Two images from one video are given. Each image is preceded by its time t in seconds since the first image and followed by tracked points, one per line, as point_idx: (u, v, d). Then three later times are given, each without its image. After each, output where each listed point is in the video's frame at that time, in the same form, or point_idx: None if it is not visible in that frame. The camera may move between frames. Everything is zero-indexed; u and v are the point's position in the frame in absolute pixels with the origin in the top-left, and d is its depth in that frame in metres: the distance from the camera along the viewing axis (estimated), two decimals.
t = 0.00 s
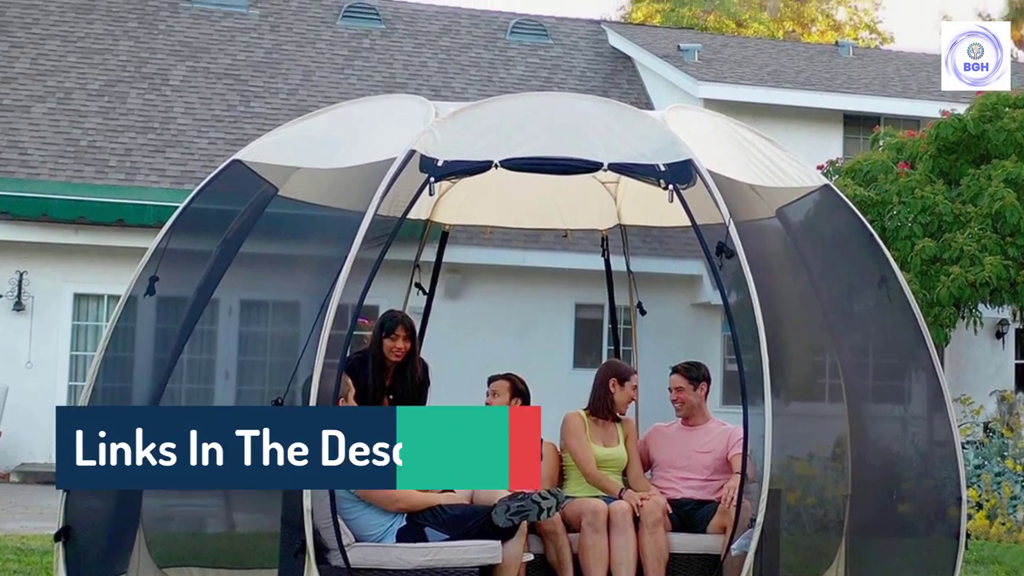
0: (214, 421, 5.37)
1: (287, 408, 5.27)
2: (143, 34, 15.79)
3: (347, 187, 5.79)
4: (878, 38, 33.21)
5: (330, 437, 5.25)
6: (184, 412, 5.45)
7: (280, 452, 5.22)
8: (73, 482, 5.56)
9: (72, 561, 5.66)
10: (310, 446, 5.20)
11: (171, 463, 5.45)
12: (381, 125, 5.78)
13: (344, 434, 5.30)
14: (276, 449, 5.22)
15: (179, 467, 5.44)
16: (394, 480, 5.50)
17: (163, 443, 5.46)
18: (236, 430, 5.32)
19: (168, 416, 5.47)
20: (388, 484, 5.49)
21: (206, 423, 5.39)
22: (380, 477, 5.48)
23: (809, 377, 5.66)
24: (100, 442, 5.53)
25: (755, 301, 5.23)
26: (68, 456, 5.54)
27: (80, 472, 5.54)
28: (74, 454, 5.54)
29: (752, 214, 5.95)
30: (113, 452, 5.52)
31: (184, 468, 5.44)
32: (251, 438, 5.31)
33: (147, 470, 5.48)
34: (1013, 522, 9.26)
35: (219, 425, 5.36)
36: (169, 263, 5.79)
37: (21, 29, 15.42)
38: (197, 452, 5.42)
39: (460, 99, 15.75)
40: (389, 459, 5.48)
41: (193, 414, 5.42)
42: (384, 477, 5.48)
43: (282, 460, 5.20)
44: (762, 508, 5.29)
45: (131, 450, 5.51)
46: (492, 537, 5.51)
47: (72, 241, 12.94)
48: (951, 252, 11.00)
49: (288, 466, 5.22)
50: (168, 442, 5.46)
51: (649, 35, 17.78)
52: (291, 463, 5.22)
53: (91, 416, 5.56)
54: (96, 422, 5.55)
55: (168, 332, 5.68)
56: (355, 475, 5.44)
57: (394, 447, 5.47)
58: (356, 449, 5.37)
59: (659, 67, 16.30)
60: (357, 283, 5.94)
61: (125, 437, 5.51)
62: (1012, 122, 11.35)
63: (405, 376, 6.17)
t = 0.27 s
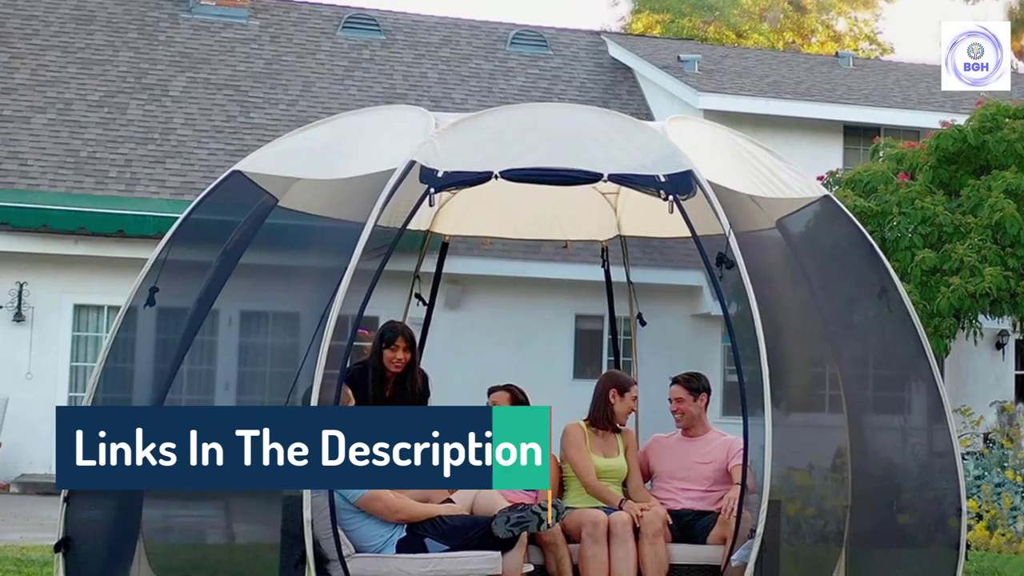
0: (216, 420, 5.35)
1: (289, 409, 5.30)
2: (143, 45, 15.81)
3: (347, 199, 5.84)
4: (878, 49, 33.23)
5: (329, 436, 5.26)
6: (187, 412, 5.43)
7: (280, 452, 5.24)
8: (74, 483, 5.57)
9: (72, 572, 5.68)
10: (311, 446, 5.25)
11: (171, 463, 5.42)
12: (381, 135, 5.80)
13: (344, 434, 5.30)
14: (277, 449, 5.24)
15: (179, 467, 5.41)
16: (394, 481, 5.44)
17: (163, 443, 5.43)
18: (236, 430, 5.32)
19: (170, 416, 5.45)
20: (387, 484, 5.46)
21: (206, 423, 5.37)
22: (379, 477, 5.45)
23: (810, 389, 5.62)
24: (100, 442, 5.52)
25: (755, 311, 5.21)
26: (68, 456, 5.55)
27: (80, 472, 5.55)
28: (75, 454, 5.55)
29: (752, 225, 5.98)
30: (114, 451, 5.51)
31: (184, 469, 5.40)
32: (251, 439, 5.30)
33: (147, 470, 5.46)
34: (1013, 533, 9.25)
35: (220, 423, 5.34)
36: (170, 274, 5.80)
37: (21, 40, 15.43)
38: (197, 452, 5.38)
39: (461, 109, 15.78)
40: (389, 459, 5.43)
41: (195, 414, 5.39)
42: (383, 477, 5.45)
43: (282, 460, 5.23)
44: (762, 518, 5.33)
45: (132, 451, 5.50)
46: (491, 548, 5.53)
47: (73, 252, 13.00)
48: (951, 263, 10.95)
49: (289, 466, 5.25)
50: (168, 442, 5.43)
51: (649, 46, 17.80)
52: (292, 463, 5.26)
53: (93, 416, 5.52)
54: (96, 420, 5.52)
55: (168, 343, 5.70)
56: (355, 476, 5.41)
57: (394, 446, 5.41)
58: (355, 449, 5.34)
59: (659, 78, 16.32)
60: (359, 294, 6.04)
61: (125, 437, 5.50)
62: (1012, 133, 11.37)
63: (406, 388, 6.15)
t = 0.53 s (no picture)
0: (217, 420, 5.32)
1: (288, 408, 5.27)
2: (143, 56, 15.85)
3: (347, 211, 5.83)
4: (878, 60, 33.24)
5: (330, 436, 5.21)
6: (186, 413, 5.37)
7: (280, 452, 5.24)
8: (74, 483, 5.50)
9: None
10: (311, 446, 5.23)
11: (171, 463, 5.36)
12: (382, 145, 5.81)
13: (344, 434, 5.24)
14: (277, 448, 5.23)
15: (179, 467, 5.35)
16: (394, 481, 5.34)
17: (163, 442, 5.37)
18: (236, 430, 5.30)
19: (168, 416, 5.37)
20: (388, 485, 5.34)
21: (207, 423, 5.33)
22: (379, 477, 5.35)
23: (809, 400, 5.61)
24: (100, 443, 5.46)
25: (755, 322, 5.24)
26: (68, 457, 5.49)
27: (80, 472, 5.49)
28: (75, 454, 5.47)
29: (752, 235, 5.92)
30: (113, 452, 5.44)
31: (184, 469, 5.35)
32: (251, 439, 5.27)
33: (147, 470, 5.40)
34: (1013, 543, 9.26)
35: (220, 423, 5.31)
36: (170, 285, 5.83)
37: (21, 51, 15.46)
38: (197, 452, 5.33)
39: (461, 120, 15.80)
40: (389, 459, 5.36)
41: (195, 414, 5.34)
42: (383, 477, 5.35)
43: (283, 460, 5.24)
44: (762, 529, 5.35)
45: (132, 451, 5.44)
46: (492, 559, 5.54)
47: (72, 263, 12.98)
48: (951, 273, 10.95)
49: (288, 466, 5.26)
50: (168, 442, 5.37)
51: (649, 56, 17.84)
52: (291, 463, 5.27)
53: (93, 415, 5.43)
54: (96, 419, 5.44)
55: (168, 353, 5.70)
56: (355, 476, 5.34)
57: (394, 446, 5.34)
58: (355, 449, 5.27)
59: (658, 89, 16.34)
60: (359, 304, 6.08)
61: (125, 437, 5.43)
62: (1013, 143, 11.38)
63: (406, 397, 6.15)
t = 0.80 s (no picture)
0: (218, 419, 5.22)
1: (287, 408, 5.18)
2: (143, 66, 15.87)
3: (347, 220, 5.92)
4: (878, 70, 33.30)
5: (329, 436, 5.14)
6: (185, 413, 5.24)
7: (280, 452, 5.19)
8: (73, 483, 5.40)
9: None
10: (310, 446, 5.17)
11: (171, 463, 5.27)
12: (381, 156, 5.81)
13: (344, 434, 5.16)
14: (277, 449, 5.19)
15: (179, 467, 5.26)
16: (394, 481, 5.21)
17: (163, 443, 5.27)
18: (236, 430, 5.22)
19: (169, 417, 5.25)
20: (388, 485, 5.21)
21: (207, 423, 5.23)
22: (379, 477, 5.22)
23: (809, 410, 5.64)
24: (100, 442, 5.35)
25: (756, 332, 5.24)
26: (68, 456, 5.37)
27: (80, 472, 5.38)
28: (74, 454, 5.36)
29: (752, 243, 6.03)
30: (114, 451, 5.33)
31: (184, 469, 5.26)
32: (251, 439, 5.21)
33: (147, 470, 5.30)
34: (1013, 554, 9.20)
35: (220, 423, 5.22)
36: (169, 295, 5.83)
37: (21, 61, 15.48)
38: (197, 452, 5.25)
39: (461, 130, 15.83)
40: (389, 459, 5.24)
41: (194, 415, 5.22)
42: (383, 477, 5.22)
43: (283, 460, 5.19)
44: (762, 540, 5.34)
45: (132, 451, 5.33)
46: (491, 569, 5.52)
47: (72, 272, 12.98)
48: (951, 284, 10.93)
49: (289, 466, 5.21)
50: (168, 442, 5.27)
51: (649, 67, 17.87)
52: (292, 463, 5.22)
53: (94, 415, 5.29)
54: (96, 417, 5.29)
55: (168, 364, 5.71)
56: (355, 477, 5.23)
57: (394, 446, 5.22)
58: (355, 449, 5.17)
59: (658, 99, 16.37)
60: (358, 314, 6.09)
61: (125, 437, 5.32)
62: (1012, 154, 11.40)
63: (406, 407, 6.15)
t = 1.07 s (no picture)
0: (217, 420, 5.34)
1: (288, 408, 5.31)
2: (143, 76, 15.89)
3: (347, 231, 5.98)
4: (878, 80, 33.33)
5: (329, 437, 5.22)
6: (186, 413, 5.38)
7: (280, 452, 5.26)
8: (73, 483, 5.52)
9: None
10: (310, 446, 5.23)
11: (171, 463, 5.38)
12: (381, 168, 5.82)
13: (344, 434, 5.25)
14: (276, 449, 5.26)
15: (179, 467, 5.37)
16: (393, 481, 5.31)
17: (163, 442, 5.37)
18: (236, 430, 5.32)
19: (169, 417, 5.37)
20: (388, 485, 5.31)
21: (206, 423, 5.35)
22: (379, 477, 5.31)
23: (809, 420, 5.61)
24: (100, 442, 5.46)
25: (755, 342, 5.24)
26: (68, 456, 5.50)
27: (80, 472, 5.50)
28: (75, 454, 5.49)
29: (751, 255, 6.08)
30: (114, 451, 5.45)
31: (184, 469, 5.37)
32: (251, 439, 5.31)
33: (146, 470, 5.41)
34: (1013, 564, 8.88)
35: (220, 423, 5.34)
36: (169, 305, 5.84)
37: (21, 71, 15.50)
38: (197, 452, 5.35)
39: (461, 140, 15.85)
40: (389, 459, 5.34)
41: (195, 414, 5.35)
42: (383, 477, 5.31)
43: (283, 460, 5.25)
44: (763, 551, 5.32)
45: (132, 451, 5.44)
46: None
47: (72, 282, 12.95)
48: (951, 294, 10.96)
49: (289, 466, 5.27)
50: (168, 442, 5.38)
51: (649, 77, 17.89)
52: (292, 463, 5.27)
53: (92, 415, 5.40)
54: (94, 418, 5.40)
55: (168, 374, 5.72)
56: (355, 477, 5.30)
57: (394, 446, 5.34)
58: (356, 449, 5.28)
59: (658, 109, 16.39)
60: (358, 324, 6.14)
61: (125, 438, 5.43)
62: (1012, 163, 11.41)
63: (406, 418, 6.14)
